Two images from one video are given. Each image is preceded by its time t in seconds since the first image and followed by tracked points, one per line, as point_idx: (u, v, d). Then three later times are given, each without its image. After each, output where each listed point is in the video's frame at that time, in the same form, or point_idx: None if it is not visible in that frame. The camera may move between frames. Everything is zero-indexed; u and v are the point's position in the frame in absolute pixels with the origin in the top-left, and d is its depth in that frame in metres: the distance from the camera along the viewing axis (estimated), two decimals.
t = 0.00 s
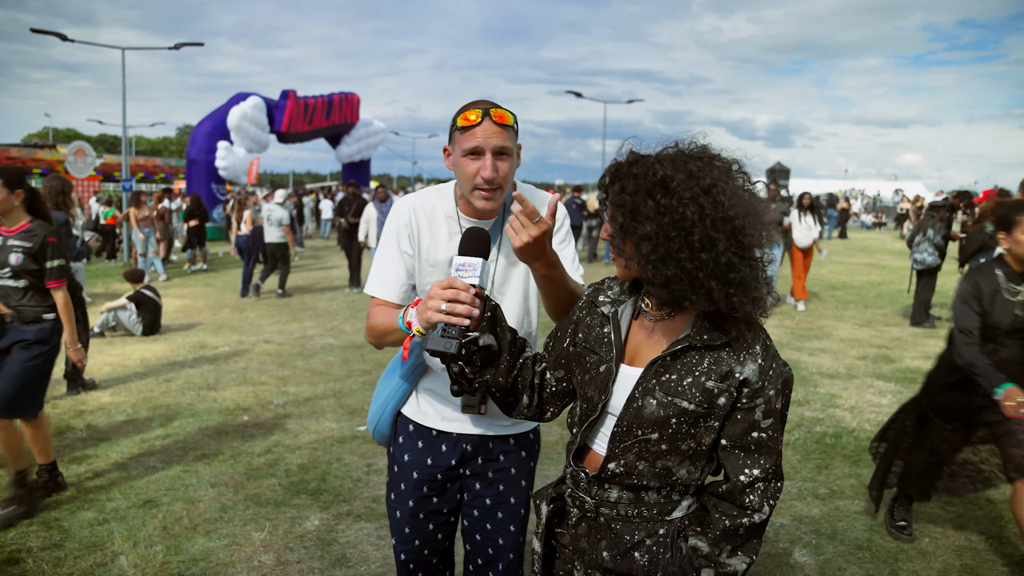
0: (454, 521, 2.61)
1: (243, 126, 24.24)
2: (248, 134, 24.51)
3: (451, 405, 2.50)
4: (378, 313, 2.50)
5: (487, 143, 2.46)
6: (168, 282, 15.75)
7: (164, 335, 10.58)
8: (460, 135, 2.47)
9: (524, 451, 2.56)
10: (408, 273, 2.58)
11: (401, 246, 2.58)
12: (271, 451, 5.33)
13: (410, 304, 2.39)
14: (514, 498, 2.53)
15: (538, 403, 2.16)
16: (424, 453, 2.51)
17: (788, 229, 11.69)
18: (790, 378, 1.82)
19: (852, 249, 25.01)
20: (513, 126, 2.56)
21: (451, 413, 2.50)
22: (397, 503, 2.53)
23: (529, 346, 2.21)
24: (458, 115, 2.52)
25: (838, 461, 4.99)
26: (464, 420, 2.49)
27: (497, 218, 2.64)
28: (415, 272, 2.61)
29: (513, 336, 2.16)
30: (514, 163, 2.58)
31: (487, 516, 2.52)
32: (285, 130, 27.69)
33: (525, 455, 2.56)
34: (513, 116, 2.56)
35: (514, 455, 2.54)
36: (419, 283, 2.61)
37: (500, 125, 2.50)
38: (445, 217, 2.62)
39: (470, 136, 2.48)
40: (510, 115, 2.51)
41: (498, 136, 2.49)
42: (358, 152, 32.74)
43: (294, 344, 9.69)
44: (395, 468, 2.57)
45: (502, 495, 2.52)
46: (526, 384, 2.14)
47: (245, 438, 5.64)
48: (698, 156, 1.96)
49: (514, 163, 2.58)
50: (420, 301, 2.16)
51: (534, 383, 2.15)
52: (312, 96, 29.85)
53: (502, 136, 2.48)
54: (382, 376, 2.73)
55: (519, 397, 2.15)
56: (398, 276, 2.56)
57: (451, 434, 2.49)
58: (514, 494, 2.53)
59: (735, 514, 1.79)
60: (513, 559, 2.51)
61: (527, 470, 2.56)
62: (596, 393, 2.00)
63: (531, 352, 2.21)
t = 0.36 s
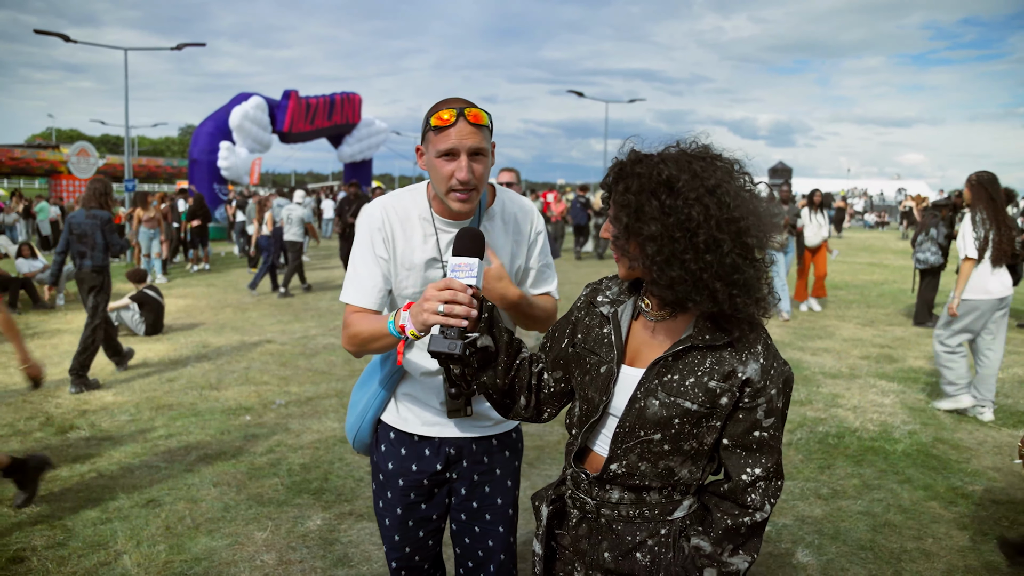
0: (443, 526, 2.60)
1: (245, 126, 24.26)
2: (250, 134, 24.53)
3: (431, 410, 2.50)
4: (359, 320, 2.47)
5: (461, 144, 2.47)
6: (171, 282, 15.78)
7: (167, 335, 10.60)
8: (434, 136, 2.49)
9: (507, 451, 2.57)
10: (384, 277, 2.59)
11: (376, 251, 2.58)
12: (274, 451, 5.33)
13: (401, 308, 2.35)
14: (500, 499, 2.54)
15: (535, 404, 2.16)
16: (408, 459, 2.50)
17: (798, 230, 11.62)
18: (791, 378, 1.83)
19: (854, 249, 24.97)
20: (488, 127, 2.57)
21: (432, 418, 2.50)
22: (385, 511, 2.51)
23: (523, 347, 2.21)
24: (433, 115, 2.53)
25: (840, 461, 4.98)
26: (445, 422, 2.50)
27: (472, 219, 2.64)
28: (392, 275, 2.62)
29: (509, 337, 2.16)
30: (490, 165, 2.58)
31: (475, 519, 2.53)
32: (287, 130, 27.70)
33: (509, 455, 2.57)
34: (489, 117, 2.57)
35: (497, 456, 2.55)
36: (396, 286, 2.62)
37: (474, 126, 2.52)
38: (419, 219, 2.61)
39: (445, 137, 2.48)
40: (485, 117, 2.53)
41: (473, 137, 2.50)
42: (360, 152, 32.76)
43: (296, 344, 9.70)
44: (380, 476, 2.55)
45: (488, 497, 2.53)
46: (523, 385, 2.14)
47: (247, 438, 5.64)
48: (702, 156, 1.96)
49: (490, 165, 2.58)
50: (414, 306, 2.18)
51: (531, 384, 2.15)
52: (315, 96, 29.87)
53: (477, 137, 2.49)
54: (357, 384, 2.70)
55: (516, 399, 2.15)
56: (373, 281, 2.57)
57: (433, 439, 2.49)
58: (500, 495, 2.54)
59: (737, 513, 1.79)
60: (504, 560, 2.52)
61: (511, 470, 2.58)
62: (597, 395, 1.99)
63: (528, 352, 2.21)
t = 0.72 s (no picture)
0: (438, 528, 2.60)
1: (247, 126, 24.28)
2: (252, 133, 24.55)
3: (424, 411, 2.51)
4: (352, 322, 2.42)
5: (456, 146, 2.49)
6: (174, 281, 15.80)
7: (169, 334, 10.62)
8: (428, 138, 2.50)
9: (502, 450, 2.59)
10: (377, 278, 2.56)
11: (368, 251, 2.55)
12: (276, 451, 5.34)
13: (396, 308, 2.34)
14: (496, 498, 2.55)
15: (533, 405, 2.16)
16: (402, 461, 2.50)
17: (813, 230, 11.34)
18: (790, 375, 1.83)
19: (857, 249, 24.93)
20: (482, 126, 2.59)
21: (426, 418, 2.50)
22: (380, 514, 2.50)
23: (520, 347, 2.20)
24: (427, 117, 2.54)
25: (841, 460, 4.98)
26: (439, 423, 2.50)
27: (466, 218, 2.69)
28: (384, 276, 2.60)
29: (506, 337, 2.14)
30: (484, 165, 2.61)
31: (471, 519, 2.53)
32: (289, 130, 27.71)
33: (503, 454, 2.60)
34: (483, 117, 2.58)
35: (491, 456, 2.56)
36: (388, 287, 2.60)
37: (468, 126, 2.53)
38: (411, 219, 2.63)
39: (439, 139, 2.50)
40: (480, 117, 2.53)
41: (467, 138, 2.52)
42: (362, 151, 32.78)
43: (298, 343, 9.71)
44: (374, 478, 2.55)
45: (484, 497, 2.54)
46: (520, 386, 2.14)
47: (250, 437, 5.65)
48: (703, 155, 1.96)
49: (484, 164, 2.61)
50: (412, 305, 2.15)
51: (529, 385, 2.15)
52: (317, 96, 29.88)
53: (471, 138, 2.51)
54: (348, 387, 2.69)
55: (513, 400, 2.14)
56: (366, 281, 2.52)
57: (427, 440, 2.50)
58: (495, 495, 2.56)
59: (738, 511, 1.79)
60: (501, 560, 2.53)
61: (506, 469, 2.59)
62: (597, 395, 1.99)
63: (524, 353, 2.21)
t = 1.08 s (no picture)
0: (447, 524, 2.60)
1: (248, 123, 24.27)
2: (253, 131, 24.55)
3: (437, 407, 2.50)
4: (364, 312, 2.46)
5: (472, 148, 2.45)
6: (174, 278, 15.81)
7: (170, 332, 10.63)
8: (447, 135, 2.47)
9: (514, 451, 2.57)
10: (392, 270, 2.57)
11: (386, 243, 2.56)
12: (277, 448, 5.35)
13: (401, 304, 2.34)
14: (505, 497, 2.54)
15: (534, 403, 2.16)
16: (413, 455, 2.50)
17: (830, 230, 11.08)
18: (789, 370, 1.83)
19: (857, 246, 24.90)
20: (504, 126, 2.53)
21: (438, 414, 2.50)
22: (389, 507, 2.51)
23: (522, 346, 2.20)
24: (449, 112, 2.49)
25: (842, 457, 4.98)
26: (452, 420, 2.50)
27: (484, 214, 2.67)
28: (400, 268, 2.61)
29: (509, 336, 2.14)
30: (502, 165, 2.57)
31: (479, 517, 2.53)
32: (290, 127, 27.69)
33: (515, 454, 2.58)
34: (506, 116, 2.50)
35: (503, 455, 2.55)
36: (404, 280, 2.60)
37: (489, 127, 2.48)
38: (432, 214, 2.63)
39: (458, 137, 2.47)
40: (502, 119, 2.46)
41: (486, 140, 2.46)
42: (362, 149, 32.76)
43: (299, 340, 9.71)
44: (384, 472, 2.56)
45: (494, 495, 2.53)
46: (521, 384, 2.14)
47: (251, 434, 5.65)
48: (701, 150, 1.96)
49: (502, 165, 2.57)
50: (415, 301, 2.16)
51: (529, 383, 2.15)
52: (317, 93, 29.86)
53: (490, 141, 2.46)
54: (366, 377, 2.71)
55: (514, 397, 2.14)
56: (381, 272, 2.54)
57: (439, 435, 2.49)
58: (505, 494, 2.54)
59: (738, 506, 1.79)
60: (507, 560, 2.52)
61: (517, 469, 2.58)
62: (596, 391, 1.99)
63: (526, 351, 2.20)
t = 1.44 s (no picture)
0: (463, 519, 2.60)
1: (246, 122, 24.25)
2: (251, 129, 24.52)
3: (459, 402, 2.49)
4: (383, 305, 2.46)
5: (505, 135, 2.45)
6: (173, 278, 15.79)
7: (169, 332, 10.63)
8: (484, 122, 2.49)
9: (532, 450, 2.56)
10: (418, 267, 2.56)
11: (414, 240, 2.55)
12: (276, 447, 5.34)
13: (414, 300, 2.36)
14: (521, 495, 2.53)
15: (539, 401, 2.16)
16: (433, 449, 2.50)
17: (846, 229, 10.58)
18: (791, 366, 1.82)
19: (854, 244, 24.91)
20: (542, 124, 2.54)
21: (459, 410, 2.49)
22: (406, 499, 2.51)
23: (529, 344, 2.19)
24: (491, 103, 2.53)
25: (842, 454, 4.98)
26: (473, 417, 2.48)
27: (509, 214, 2.62)
28: (427, 266, 2.59)
29: (518, 334, 2.14)
30: (534, 164, 2.55)
31: (494, 513, 2.53)
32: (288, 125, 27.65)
33: (533, 453, 2.56)
34: (544, 115, 2.52)
35: (521, 453, 2.53)
36: (430, 278, 2.59)
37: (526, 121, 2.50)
38: (461, 213, 2.61)
39: (494, 125, 2.49)
40: (540, 115, 2.48)
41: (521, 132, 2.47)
42: (360, 147, 32.73)
43: (298, 339, 9.70)
44: (403, 464, 2.56)
45: (509, 493, 2.52)
46: (527, 383, 2.13)
47: (250, 433, 5.65)
48: (701, 147, 1.95)
49: (534, 164, 2.55)
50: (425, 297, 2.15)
51: (536, 381, 2.15)
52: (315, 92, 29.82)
53: (524, 133, 2.46)
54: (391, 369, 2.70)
55: (520, 396, 2.14)
56: (407, 268, 2.53)
57: (459, 430, 2.49)
58: (521, 492, 2.53)
59: (739, 503, 1.79)
60: (519, 557, 2.53)
61: (534, 468, 2.56)
62: (598, 388, 1.99)
63: (533, 349, 2.20)
